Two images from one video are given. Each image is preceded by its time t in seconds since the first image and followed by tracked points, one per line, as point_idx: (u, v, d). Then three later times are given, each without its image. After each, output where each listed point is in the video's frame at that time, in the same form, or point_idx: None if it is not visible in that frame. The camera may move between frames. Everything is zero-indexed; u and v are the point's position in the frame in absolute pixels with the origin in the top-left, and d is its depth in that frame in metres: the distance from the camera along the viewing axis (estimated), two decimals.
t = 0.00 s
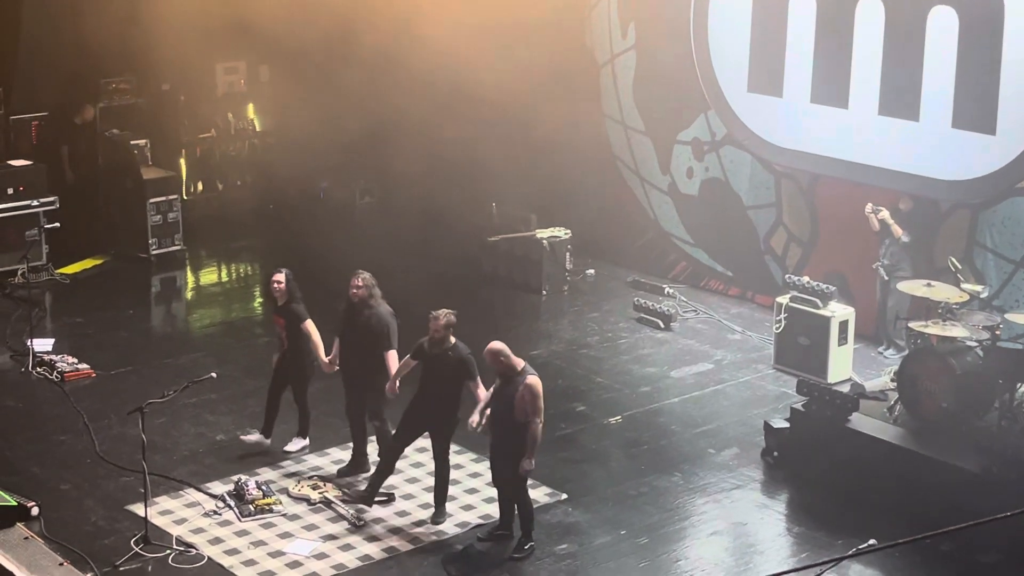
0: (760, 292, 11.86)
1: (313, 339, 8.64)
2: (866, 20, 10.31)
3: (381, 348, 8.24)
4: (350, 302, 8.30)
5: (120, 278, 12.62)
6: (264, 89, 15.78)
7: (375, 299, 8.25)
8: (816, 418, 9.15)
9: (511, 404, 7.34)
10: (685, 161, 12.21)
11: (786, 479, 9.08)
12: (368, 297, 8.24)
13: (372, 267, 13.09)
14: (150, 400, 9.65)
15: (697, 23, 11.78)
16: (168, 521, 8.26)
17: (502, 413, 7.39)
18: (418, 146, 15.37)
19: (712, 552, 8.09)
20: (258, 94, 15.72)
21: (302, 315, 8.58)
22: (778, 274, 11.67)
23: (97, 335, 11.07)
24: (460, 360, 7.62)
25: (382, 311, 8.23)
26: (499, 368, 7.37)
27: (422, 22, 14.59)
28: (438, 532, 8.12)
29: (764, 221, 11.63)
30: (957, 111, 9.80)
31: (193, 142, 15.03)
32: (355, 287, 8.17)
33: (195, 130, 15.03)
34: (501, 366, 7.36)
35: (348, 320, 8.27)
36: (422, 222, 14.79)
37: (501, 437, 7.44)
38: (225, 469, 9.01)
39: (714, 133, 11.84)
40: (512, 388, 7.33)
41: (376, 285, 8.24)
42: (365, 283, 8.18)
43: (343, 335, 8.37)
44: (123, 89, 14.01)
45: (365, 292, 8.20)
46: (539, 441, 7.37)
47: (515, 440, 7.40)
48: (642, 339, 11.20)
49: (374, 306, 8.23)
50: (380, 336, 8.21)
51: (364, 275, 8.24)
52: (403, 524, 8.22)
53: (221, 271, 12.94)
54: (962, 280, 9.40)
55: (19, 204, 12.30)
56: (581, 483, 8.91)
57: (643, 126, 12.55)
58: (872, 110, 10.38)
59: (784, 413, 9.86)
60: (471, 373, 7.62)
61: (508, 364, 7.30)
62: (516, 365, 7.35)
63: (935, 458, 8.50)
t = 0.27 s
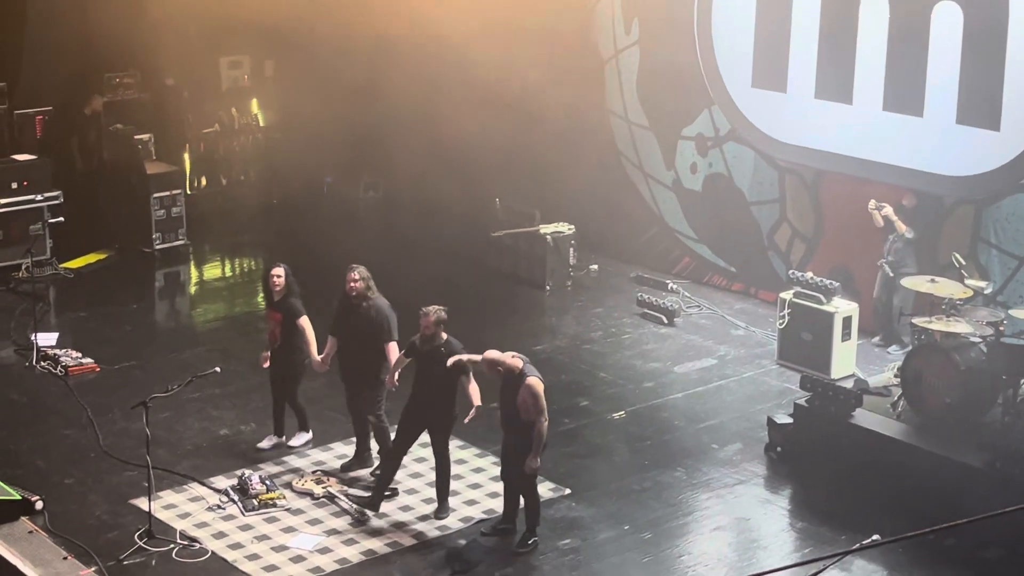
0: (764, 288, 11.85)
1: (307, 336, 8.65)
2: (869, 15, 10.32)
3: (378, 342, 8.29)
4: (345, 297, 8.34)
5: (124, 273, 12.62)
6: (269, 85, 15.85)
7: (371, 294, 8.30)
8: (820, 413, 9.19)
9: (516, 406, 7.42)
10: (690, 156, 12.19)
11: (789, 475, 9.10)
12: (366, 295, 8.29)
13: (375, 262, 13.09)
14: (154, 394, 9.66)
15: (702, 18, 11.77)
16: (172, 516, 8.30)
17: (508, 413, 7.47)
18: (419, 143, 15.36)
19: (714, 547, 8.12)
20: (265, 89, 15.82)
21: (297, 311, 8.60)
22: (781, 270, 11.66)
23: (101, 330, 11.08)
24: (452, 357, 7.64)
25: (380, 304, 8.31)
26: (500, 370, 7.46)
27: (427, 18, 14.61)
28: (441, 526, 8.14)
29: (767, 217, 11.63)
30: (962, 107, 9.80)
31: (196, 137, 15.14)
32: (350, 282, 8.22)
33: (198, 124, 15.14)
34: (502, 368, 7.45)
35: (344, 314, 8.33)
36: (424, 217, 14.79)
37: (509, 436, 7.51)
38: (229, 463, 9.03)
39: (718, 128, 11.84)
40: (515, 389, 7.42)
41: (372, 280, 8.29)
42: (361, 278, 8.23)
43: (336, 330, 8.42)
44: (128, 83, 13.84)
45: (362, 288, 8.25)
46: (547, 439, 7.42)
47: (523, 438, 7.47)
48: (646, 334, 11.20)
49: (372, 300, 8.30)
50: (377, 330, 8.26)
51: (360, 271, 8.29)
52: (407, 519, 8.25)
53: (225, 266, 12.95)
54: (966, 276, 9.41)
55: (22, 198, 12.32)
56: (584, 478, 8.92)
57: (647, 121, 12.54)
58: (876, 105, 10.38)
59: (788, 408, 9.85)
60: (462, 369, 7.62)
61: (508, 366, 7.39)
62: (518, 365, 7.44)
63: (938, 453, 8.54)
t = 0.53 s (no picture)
0: (771, 282, 11.71)
1: (302, 331, 8.48)
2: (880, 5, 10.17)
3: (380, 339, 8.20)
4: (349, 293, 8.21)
5: (123, 266, 12.50)
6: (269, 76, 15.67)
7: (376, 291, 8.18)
8: (828, 409, 9.09)
9: (523, 404, 7.31)
10: (697, 149, 12.04)
11: (796, 472, 8.98)
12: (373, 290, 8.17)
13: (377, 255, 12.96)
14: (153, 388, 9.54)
15: (709, 9, 11.63)
16: (172, 511, 8.19)
17: (515, 412, 7.34)
18: (424, 136, 15.25)
19: (720, 544, 8.01)
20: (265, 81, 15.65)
21: (294, 304, 8.45)
22: (789, 264, 11.50)
23: (99, 324, 10.95)
24: (435, 353, 7.53)
25: (385, 301, 8.18)
26: (504, 369, 7.33)
27: (434, 10, 14.52)
28: (444, 523, 8.03)
29: (774, 210, 11.50)
30: (972, 99, 9.66)
31: (197, 128, 14.94)
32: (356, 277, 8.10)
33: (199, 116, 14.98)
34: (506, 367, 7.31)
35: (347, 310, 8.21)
36: (427, 209, 14.66)
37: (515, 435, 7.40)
38: (229, 458, 8.92)
39: (725, 120, 11.69)
40: (523, 387, 7.30)
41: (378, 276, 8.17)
42: (366, 273, 8.10)
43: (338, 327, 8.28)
44: (127, 74, 13.85)
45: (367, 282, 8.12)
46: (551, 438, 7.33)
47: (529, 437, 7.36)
48: (651, 329, 11.07)
49: (377, 297, 8.17)
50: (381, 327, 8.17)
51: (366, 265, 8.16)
52: (409, 515, 8.14)
53: (225, 259, 12.83)
54: (976, 271, 9.32)
55: (21, 188, 12.21)
56: (588, 475, 8.80)
57: (653, 113, 12.39)
58: (886, 98, 10.25)
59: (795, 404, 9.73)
60: (442, 362, 7.51)
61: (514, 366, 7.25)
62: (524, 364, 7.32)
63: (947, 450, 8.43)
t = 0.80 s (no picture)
0: (785, 279, 11.30)
1: (300, 329, 8.10)
2: None
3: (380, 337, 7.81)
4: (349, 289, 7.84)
5: (111, 260, 12.10)
6: (263, 65, 15.48)
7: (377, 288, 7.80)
8: (846, 411, 8.72)
9: (525, 406, 6.90)
10: (710, 139, 11.62)
11: (812, 477, 8.60)
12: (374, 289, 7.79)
13: (377, 250, 12.56)
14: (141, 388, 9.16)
15: None
16: (160, 516, 7.82)
17: (516, 415, 6.93)
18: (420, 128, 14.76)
19: (732, 553, 7.65)
20: (258, 70, 15.43)
21: (290, 302, 8.06)
22: (805, 260, 11.08)
23: (85, 321, 10.56)
24: (419, 351, 7.22)
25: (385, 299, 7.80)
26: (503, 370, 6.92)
27: None
28: (444, 529, 7.68)
29: (789, 204, 11.08)
30: (998, 88, 9.25)
31: (187, 117, 14.62)
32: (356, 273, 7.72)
33: (190, 104, 14.69)
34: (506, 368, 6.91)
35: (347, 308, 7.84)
36: (427, 202, 14.25)
37: (515, 439, 6.99)
38: (220, 461, 8.54)
39: (738, 109, 11.28)
40: (525, 389, 6.89)
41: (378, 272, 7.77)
42: (364, 270, 7.71)
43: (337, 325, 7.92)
44: (115, 59, 13.76)
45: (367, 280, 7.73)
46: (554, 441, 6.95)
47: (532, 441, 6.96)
48: (661, 328, 10.67)
49: (376, 293, 7.79)
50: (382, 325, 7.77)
51: (364, 263, 7.77)
52: (408, 521, 7.78)
53: (215, 253, 12.43)
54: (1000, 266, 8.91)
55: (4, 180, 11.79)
56: (595, 479, 8.42)
57: (663, 102, 11.97)
58: (907, 87, 9.84)
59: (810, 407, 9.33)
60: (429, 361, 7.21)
61: (521, 363, 6.84)
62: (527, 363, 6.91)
63: (970, 455, 8.05)
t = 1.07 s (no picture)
0: (807, 274, 10.82)
1: (303, 328, 7.75)
2: None
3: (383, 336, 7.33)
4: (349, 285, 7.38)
5: (101, 251, 11.64)
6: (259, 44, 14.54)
7: (377, 283, 7.31)
8: (871, 414, 8.18)
9: (512, 406, 6.39)
10: (729, 125, 11.15)
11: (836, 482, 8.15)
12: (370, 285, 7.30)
13: (380, 241, 12.10)
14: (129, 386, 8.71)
15: None
16: (148, 521, 7.38)
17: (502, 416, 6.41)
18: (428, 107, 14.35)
19: (753, 563, 7.21)
20: (252, 49, 14.48)
21: (293, 300, 7.70)
22: (828, 253, 10.59)
23: (71, 315, 10.10)
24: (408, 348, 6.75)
25: (386, 294, 7.29)
26: (493, 366, 6.42)
27: None
28: (447, 536, 7.25)
29: (811, 194, 10.58)
30: None
31: (178, 100, 13.85)
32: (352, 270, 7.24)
33: (181, 86, 13.89)
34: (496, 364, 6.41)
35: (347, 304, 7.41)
36: (432, 190, 13.82)
37: (502, 446, 6.48)
38: (211, 463, 8.10)
39: (759, 94, 10.82)
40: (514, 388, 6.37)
41: (376, 267, 7.27)
42: (359, 264, 7.21)
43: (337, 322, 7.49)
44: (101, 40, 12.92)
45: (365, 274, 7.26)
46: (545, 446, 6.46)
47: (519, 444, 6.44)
48: (676, 324, 10.21)
49: (376, 290, 7.28)
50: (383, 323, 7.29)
51: (360, 259, 7.27)
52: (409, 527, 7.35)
53: (208, 244, 11.97)
54: None
55: None
56: (607, 484, 7.97)
57: (680, 87, 11.50)
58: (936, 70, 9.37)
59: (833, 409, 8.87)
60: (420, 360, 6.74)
61: (515, 359, 6.34)
62: (520, 361, 6.41)
63: (1003, 460, 7.52)
